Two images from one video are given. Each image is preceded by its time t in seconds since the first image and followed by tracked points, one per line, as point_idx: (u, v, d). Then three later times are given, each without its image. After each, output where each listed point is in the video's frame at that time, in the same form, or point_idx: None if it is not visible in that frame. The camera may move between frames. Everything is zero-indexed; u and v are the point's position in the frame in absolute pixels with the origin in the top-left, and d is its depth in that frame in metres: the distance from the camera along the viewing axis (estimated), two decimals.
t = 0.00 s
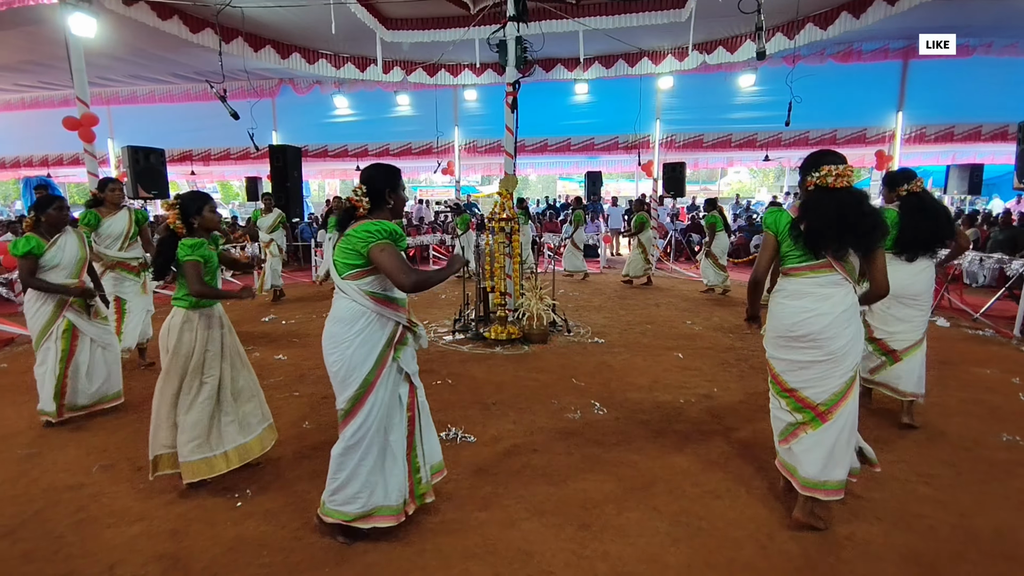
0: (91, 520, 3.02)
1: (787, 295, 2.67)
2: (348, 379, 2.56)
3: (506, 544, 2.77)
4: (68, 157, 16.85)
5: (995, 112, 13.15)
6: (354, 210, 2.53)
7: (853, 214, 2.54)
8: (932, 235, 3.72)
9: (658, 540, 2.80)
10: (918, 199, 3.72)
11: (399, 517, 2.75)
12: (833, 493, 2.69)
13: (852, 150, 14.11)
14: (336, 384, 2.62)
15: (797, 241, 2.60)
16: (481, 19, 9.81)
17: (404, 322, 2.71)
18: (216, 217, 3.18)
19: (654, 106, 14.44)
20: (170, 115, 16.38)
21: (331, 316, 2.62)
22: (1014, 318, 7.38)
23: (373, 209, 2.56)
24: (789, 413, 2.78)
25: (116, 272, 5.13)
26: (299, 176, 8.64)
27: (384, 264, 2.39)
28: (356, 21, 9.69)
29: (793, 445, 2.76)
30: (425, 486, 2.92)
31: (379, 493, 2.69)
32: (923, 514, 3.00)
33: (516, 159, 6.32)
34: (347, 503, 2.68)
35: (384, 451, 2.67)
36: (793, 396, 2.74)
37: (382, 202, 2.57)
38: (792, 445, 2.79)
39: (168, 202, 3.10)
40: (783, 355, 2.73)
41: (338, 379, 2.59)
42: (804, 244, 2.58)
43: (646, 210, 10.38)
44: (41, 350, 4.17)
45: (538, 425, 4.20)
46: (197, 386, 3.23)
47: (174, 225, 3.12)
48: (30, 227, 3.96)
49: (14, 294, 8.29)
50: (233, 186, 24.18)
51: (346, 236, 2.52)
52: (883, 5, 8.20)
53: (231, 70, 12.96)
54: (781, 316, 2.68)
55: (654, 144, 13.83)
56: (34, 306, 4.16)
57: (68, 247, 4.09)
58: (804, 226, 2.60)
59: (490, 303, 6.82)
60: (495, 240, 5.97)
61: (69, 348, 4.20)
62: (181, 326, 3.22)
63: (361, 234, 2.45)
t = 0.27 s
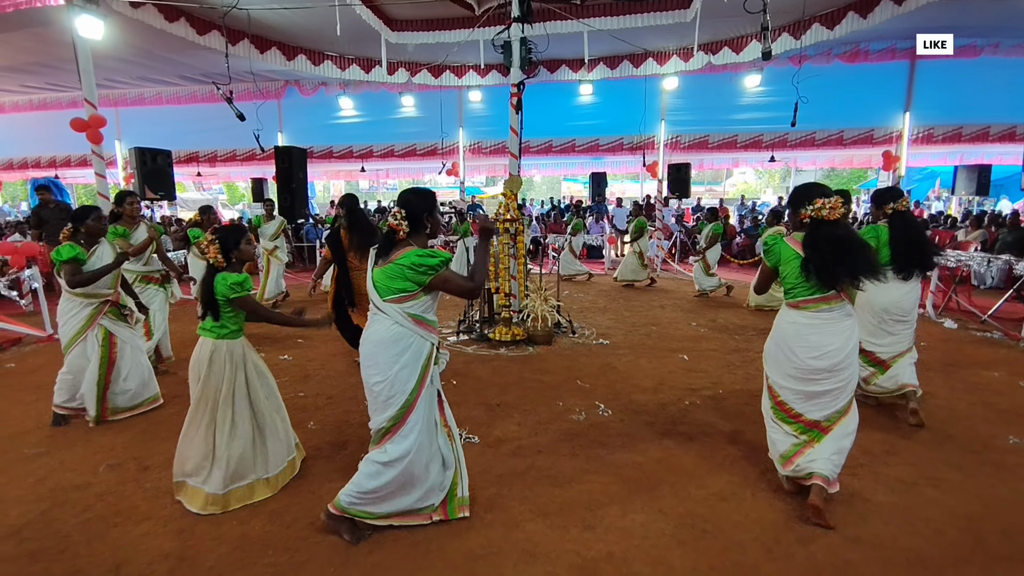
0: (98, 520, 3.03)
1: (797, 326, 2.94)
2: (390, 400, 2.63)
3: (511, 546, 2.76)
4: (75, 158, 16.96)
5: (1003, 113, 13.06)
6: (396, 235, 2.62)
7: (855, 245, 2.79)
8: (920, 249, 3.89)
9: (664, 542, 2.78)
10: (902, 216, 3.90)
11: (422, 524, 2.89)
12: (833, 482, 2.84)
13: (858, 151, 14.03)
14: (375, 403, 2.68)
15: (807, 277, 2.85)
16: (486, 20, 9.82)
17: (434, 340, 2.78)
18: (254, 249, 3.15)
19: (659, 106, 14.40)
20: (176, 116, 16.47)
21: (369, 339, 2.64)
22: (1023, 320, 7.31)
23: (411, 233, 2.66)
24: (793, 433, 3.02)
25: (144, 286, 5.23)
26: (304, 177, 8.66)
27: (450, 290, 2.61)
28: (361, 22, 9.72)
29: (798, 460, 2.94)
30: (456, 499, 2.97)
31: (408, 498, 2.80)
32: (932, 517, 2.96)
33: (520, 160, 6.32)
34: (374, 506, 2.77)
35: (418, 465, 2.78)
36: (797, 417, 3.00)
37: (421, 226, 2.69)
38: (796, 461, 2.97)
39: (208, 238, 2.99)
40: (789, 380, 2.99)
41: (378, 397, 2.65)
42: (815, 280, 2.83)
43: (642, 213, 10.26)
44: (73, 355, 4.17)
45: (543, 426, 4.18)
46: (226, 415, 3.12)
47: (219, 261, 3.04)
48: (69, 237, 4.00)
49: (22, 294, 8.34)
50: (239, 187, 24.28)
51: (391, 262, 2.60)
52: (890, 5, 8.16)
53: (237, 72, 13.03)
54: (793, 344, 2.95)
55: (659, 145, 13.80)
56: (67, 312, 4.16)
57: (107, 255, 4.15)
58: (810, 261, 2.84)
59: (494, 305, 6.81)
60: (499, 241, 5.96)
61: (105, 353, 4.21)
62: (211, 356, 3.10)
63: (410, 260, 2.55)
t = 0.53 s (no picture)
0: (103, 519, 3.05)
1: (810, 301, 2.86)
2: (404, 377, 2.62)
3: (513, 546, 2.77)
4: (82, 159, 17.09)
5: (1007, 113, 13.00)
6: (413, 223, 2.66)
7: (860, 222, 2.81)
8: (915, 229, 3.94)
9: (666, 543, 2.78)
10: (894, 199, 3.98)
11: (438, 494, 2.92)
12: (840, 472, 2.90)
13: (862, 152, 13.98)
14: (389, 384, 2.67)
15: (815, 251, 2.80)
16: (489, 22, 9.86)
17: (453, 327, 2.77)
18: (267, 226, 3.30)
19: (662, 107, 14.41)
20: (181, 118, 16.56)
21: (385, 328, 2.64)
22: None
23: (427, 222, 2.70)
24: (810, 411, 2.95)
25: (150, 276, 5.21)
26: (308, 178, 8.70)
27: (448, 284, 2.56)
28: (365, 24, 9.76)
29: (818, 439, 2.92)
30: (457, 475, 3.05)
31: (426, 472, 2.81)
32: (934, 518, 2.95)
33: (523, 162, 6.32)
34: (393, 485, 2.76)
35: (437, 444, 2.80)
36: (813, 394, 2.92)
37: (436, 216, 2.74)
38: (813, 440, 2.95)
39: (226, 206, 3.17)
40: (804, 356, 2.91)
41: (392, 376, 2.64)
42: (825, 254, 2.79)
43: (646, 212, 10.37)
44: (86, 342, 4.23)
45: (546, 427, 4.18)
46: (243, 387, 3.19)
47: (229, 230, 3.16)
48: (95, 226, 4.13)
49: (28, 295, 8.39)
50: (244, 189, 24.40)
51: (407, 249, 2.63)
52: (893, 6, 8.15)
53: (242, 74, 13.10)
54: (807, 318, 2.86)
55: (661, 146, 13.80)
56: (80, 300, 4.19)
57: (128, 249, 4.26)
58: (818, 236, 2.80)
59: (497, 305, 6.82)
60: (502, 242, 5.97)
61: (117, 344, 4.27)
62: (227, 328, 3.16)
63: (426, 247, 2.59)
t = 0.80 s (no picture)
0: (104, 520, 3.04)
1: (813, 317, 2.84)
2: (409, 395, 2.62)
3: (513, 548, 2.75)
4: (85, 160, 17.13)
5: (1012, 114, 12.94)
6: (413, 223, 2.62)
7: (864, 234, 2.78)
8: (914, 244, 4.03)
9: (668, 545, 2.76)
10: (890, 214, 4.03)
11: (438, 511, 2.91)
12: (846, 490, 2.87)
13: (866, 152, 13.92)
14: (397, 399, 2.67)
15: (818, 264, 2.77)
16: (491, 22, 9.84)
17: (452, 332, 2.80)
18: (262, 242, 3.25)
19: (664, 108, 14.38)
20: (184, 119, 16.59)
21: (384, 322, 2.62)
22: None
23: (430, 223, 2.67)
24: (812, 432, 2.93)
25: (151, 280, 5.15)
26: (310, 179, 8.70)
27: (421, 284, 2.47)
28: (367, 24, 9.75)
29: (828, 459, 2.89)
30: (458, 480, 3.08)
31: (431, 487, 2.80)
32: (939, 521, 2.93)
33: (525, 162, 6.31)
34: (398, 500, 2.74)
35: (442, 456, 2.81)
36: (815, 414, 2.90)
37: (438, 218, 2.69)
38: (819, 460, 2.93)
39: (222, 221, 3.09)
40: (808, 375, 2.89)
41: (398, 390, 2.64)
42: (832, 266, 2.75)
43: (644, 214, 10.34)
44: (86, 351, 4.30)
45: (548, 428, 4.17)
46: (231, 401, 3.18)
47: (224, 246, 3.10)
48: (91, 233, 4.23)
49: (31, 295, 8.40)
50: (246, 190, 24.44)
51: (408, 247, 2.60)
52: (897, 5, 8.11)
53: (244, 74, 13.11)
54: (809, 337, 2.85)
55: (664, 146, 13.78)
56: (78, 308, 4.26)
57: (123, 258, 4.35)
58: (823, 249, 2.77)
59: (499, 306, 6.81)
60: (504, 243, 5.95)
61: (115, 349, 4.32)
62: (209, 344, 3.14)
63: (422, 246, 2.54)
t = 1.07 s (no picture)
0: (106, 519, 3.05)
1: (823, 327, 2.68)
2: (395, 415, 2.52)
3: (511, 548, 2.75)
4: (89, 160, 17.21)
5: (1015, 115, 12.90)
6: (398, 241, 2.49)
7: (903, 237, 2.52)
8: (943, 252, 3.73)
9: (669, 546, 2.76)
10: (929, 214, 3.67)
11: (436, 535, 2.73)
12: (874, 522, 2.57)
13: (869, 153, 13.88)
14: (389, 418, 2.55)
15: (841, 267, 2.61)
16: (494, 23, 9.87)
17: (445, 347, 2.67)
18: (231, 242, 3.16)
19: (666, 109, 14.38)
20: (188, 119, 16.65)
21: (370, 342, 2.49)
22: None
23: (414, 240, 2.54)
24: (832, 447, 2.76)
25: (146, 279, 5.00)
26: (313, 179, 8.72)
27: (419, 312, 2.35)
28: (370, 25, 9.79)
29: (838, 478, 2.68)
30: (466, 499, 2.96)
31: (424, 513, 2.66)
32: (941, 523, 2.92)
33: (527, 163, 6.32)
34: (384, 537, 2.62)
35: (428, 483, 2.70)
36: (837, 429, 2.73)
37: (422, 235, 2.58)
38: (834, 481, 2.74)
39: (188, 224, 3.02)
40: (827, 388, 2.72)
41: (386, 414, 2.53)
42: (857, 269, 2.56)
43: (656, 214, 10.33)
44: (66, 358, 4.27)
45: (549, 429, 4.17)
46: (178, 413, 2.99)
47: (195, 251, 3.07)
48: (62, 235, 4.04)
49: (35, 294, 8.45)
50: (249, 190, 24.52)
51: (394, 267, 2.48)
52: (900, 6, 8.11)
53: (247, 75, 13.16)
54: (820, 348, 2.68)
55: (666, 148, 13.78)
56: (53, 315, 4.17)
57: (95, 256, 4.17)
58: (848, 251, 2.61)
59: (501, 307, 6.82)
60: (506, 243, 5.96)
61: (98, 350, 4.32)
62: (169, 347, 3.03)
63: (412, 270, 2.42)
